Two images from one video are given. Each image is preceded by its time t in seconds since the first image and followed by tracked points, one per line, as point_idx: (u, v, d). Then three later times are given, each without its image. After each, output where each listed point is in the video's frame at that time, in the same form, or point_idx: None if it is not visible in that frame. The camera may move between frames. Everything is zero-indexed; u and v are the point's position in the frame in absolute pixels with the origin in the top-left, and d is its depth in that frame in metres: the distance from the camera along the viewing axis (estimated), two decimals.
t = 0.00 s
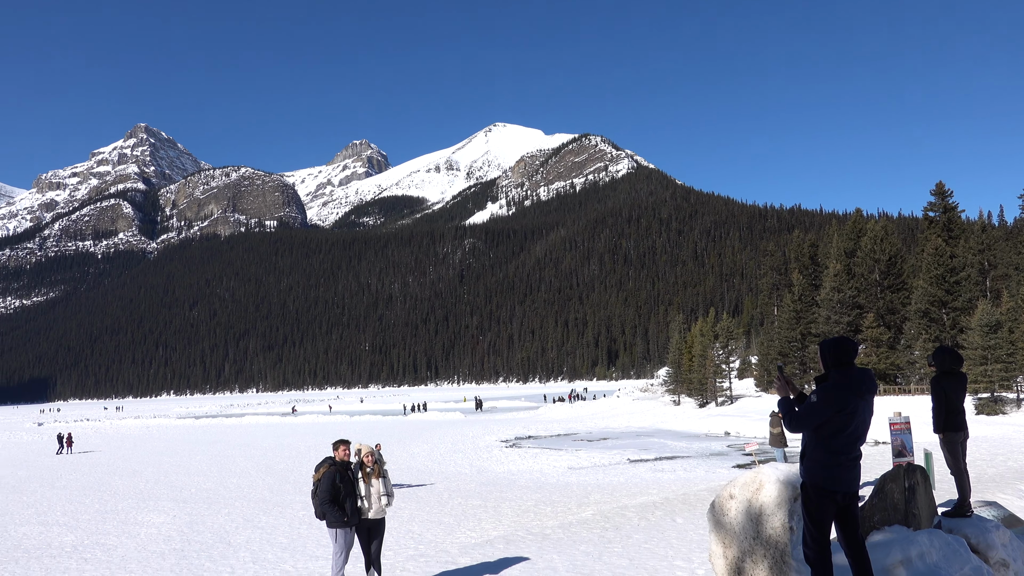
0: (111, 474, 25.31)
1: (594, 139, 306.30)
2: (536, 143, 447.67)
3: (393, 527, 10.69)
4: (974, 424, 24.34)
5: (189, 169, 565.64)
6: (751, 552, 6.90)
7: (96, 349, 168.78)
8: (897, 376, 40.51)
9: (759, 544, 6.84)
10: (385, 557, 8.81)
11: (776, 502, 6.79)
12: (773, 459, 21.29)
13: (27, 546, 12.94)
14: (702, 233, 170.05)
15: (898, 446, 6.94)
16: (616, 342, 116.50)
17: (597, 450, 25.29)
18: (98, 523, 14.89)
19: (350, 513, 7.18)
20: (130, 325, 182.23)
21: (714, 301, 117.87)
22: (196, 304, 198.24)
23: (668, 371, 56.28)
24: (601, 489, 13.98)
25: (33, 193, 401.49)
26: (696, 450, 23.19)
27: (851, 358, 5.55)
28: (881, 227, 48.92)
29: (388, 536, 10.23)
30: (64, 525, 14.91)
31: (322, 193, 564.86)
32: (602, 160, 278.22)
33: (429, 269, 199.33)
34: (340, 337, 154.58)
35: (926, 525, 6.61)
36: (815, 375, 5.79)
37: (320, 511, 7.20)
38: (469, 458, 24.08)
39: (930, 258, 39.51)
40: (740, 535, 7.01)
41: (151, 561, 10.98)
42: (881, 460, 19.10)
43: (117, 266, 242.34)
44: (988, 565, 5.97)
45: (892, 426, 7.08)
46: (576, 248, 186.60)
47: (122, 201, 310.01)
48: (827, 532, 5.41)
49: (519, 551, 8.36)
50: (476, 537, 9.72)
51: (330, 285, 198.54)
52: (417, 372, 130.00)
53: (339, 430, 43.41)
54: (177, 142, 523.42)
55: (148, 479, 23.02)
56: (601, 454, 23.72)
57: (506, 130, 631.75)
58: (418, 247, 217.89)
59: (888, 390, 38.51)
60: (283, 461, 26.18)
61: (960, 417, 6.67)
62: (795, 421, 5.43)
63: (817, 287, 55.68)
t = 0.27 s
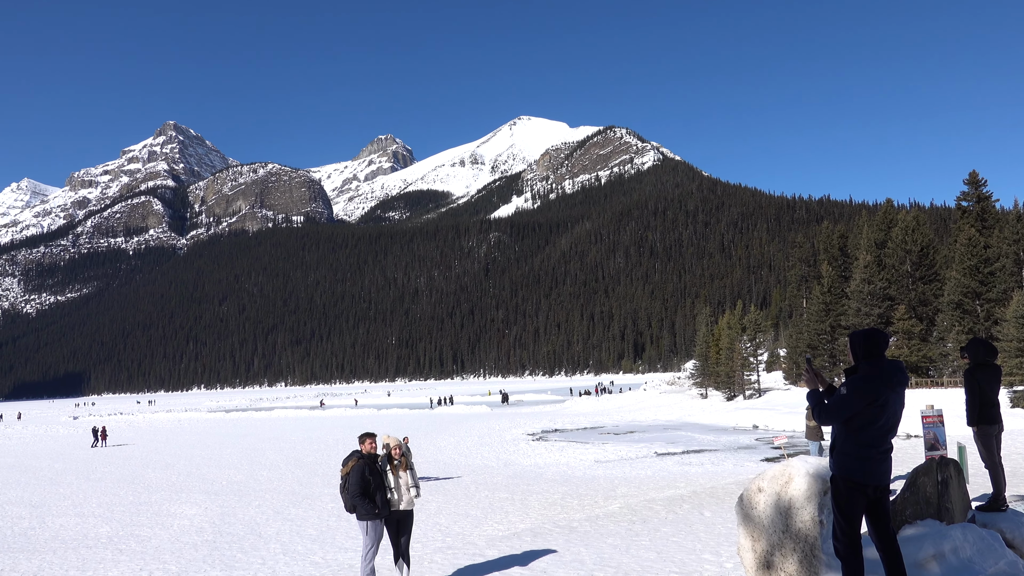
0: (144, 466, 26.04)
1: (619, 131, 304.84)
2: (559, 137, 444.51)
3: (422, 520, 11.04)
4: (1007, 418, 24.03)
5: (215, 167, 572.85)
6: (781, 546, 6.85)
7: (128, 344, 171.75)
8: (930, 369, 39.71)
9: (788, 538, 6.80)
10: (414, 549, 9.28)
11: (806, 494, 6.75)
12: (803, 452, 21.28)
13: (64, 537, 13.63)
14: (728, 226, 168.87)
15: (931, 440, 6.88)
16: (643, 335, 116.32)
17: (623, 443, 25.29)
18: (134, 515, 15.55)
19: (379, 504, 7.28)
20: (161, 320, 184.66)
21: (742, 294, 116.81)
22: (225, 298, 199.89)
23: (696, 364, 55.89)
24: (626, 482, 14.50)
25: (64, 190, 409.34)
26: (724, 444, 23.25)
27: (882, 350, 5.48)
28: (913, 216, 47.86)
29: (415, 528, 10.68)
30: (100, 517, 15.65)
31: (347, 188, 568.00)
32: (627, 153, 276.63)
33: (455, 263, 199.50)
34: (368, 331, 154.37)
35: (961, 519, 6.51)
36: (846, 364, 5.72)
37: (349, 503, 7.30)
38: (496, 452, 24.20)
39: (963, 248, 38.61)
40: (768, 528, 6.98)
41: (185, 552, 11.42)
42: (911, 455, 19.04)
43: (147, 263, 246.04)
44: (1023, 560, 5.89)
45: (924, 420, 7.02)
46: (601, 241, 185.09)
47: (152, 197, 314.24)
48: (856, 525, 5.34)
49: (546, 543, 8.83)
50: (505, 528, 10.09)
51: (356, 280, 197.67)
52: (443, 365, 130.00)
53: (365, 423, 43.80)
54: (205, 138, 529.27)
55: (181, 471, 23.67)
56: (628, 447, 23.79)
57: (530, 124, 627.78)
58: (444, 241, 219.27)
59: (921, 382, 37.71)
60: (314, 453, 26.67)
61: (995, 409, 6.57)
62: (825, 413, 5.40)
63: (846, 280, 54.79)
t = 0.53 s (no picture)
0: (178, 460, 28.13)
1: (644, 125, 302.39)
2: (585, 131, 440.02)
3: (452, 513, 12.20)
4: None
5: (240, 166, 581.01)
6: (812, 541, 6.80)
7: (162, 340, 175.28)
8: (964, 362, 38.91)
9: (820, 532, 6.74)
10: (445, 542, 10.03)
11: (837, 489, 6.66)
12: (834, 447, 21.45)
13: (103, 529, 15.96)
14: (756, 219, 166.89)
15: (966, 435, 6.80)
16: (669, 329, 116.05)
17: (652, 438, 25.43)
18: (169, 508, 17.84)
19: (409, 500, 7.38)
20: (193, 318, 187.37)
21: (771, 287, 115.32)
22: (256, 296, 200.56)
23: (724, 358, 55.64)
24: (654, 477, 15.87)
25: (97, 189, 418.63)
26: (752, 439, 23.59)
27: (915, 343, 5.39)
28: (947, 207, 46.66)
29: (446, 522, 11.50)
30: (136, 510, 18.00)
31: (375, 184, 570.20)
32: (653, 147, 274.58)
33: (480, 259, 197.42)
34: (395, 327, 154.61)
35: (995, 514, 6.46)
36: (877, 359, 5.67)
37: (379, 499, 7.37)
38: (525, 446, 24.60)
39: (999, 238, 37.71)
40: (799, 524, 6.92)
41: (213, 544, 13.25)
42: (945, 448, 19.05)
43: (179, 260, 250.23)
44: None
45: (959, 414, 6.90)
46: (627, 234, 183.45)
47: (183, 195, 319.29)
48: (890, 521, 5.27)
49: (576, 538, 9.46)
50: (533, 523, 11.06)
51: (383, 275, 194.53)
52: (470, 360, 130.50)
53: (393, 418, 44.60)
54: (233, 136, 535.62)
55: (214, 466, 25.89)
56: (656, 442, 24.06)
57: (556, 117, 621.79)
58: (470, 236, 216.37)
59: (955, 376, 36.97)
60: (340, 448, 28.72)
61: None
62: (857, 406, 5.32)
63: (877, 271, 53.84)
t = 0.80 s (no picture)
0: (208, 456, 29.05)
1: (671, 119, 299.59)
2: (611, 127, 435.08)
3: (481, 508, 13.54)
4: None
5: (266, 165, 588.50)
6: (843, 539, 6.72)
7: (192, 336, 176.40)
8: (1000, 357, 38.02)
9: (852, 530, 6.65)
10: (475, 538, 10.99)
11: (870, 487, 6.56)
12: (866, 443, 21.31)
13: (136, 523, 16.83)
14: (784, 212, 163.40)
15: (1002, 433, 6.59)
16: (697, 325, 114.97)
17: (679, 435, 25.31)
18: (201, 503, 18.87)
19: (437, 496, 7.42)
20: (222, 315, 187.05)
21: (799, 282, 113.70)
22: (282, 293, 198.09)
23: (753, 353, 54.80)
24: (680, 472, 16.96)
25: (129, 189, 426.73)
26: (782, 435, 23.48)
27: (950, 338, 5.25)
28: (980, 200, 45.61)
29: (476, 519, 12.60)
30: (169, 505, 18.97)
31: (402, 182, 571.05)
32: (679, 141, 272.05)
33: (506, 256, 194.61)
34: (422, 324, 154.92)
35: None
36: (908, 354, 5.55)
37: (408, 494, 7.47)
38: (552, 443, 24.68)
39: None
40: (831, 522, 6.85)
41: (243, 540, 14.34)
42: (980, 445, 18.86)
43: (209, 259, 252.61)
44: None
45: (996, 410, 6.66)
46: (653, 230, 181.97)
47: (213, 194, 322.21)
48: (925, 519, 5.15)
49: (605, 536, 10.36)
50: (561, 518, 12.35)
51: (409, 274, 192.72)
52: (496, 357, 130.79)
53: (421, 415, 44.82)
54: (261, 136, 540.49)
55: (244, 461, 27.10)
56: (684, 439, 23.92)
57: (579, 113, 618.38)
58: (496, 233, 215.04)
59: (991, 371, 36.18)
60: (367, 445, 29.95)
61: None
62: (889, 404, 5.20)
63: (909, 266, 52.92)
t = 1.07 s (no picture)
0: (236, 453, 29.53)
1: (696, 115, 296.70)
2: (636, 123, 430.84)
3: (507, 506, 14.34)
4: None
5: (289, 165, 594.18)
6: (874, 537, 6.64)
7: (219, 334, 178.22)
8: None
9: (883, 529, 6.56)
10: (502, 534, 11.81)
11: (901, 484, 6.49)
12: (896, 440, 21.12)
13: (167, 518, 17.12)
14: (811, 208, 160.22)
15: None
16: (722, 322, 114.37)
17: (705, 432, 25.24)
18: (230, 500, 19.19)
19: (462, 493, 7.50)
20: (249, 315, 188.02)
21: (827, 278, 111.86)
22: (309, 292, 199.06)
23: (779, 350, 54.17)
24: (709, 470, 16.83)
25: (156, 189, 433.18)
26: (810, 432, 23.28)
27: (984, 330, 5.14)
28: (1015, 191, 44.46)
29: (502, 516, 13.59)
30: (197, 501, 19.27)
31: (425, 180, 571.68)
32: (704, 137, 269.61)
33: (530, 252, 193.80)
34: (446, 321, 155.07)
35: None
36: (940, 350, 5.45)
37: (433, 490, 7.57)
38: (576, 440, 24.77)
39: None
40: (861, 520, 6.77)
41: (272, 536, 14.68)
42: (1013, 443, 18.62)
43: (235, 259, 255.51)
44: None
45: None
46: (678, 227, 180.30)
47: (239, 194, 325.03)
48: (959, 516, 5.04)
49: (632, 533, 11.17)
50: (586, 515, 13.16)
51: (434, 272, 191.95)
52: (521, 354, 130.43)
53: (446, 413, 45.07)
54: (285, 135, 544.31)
55: (271, 458, 27.61)
56: (710, 436, 23.85)
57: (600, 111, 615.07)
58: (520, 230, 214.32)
59: None
60: (392, 442, 30.44)
61: None
62: (922, 400, 5.09)
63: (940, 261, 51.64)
